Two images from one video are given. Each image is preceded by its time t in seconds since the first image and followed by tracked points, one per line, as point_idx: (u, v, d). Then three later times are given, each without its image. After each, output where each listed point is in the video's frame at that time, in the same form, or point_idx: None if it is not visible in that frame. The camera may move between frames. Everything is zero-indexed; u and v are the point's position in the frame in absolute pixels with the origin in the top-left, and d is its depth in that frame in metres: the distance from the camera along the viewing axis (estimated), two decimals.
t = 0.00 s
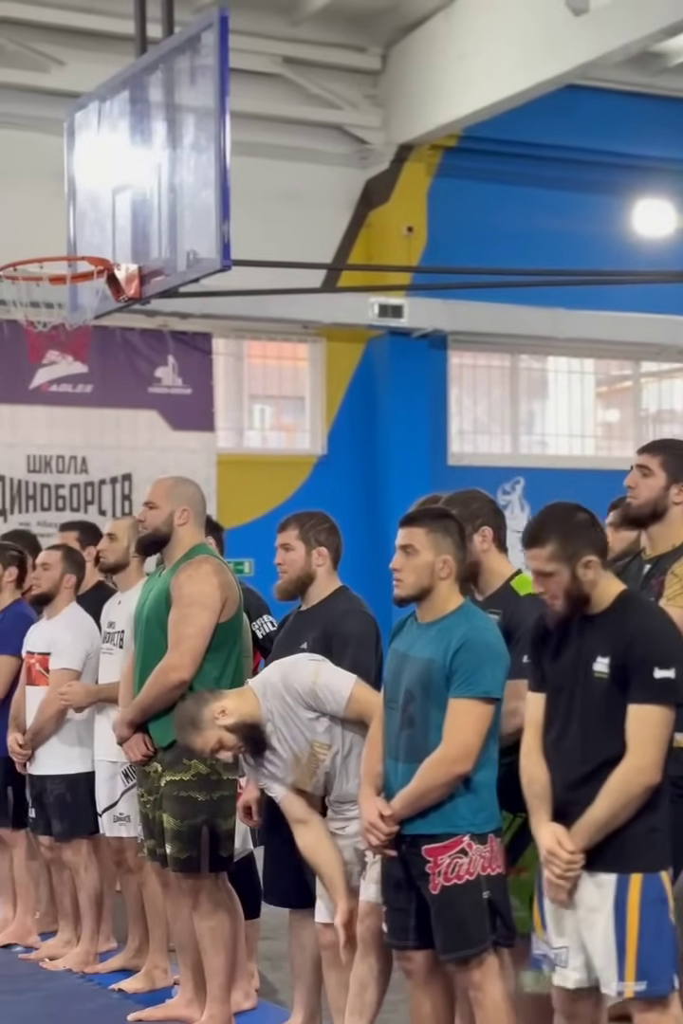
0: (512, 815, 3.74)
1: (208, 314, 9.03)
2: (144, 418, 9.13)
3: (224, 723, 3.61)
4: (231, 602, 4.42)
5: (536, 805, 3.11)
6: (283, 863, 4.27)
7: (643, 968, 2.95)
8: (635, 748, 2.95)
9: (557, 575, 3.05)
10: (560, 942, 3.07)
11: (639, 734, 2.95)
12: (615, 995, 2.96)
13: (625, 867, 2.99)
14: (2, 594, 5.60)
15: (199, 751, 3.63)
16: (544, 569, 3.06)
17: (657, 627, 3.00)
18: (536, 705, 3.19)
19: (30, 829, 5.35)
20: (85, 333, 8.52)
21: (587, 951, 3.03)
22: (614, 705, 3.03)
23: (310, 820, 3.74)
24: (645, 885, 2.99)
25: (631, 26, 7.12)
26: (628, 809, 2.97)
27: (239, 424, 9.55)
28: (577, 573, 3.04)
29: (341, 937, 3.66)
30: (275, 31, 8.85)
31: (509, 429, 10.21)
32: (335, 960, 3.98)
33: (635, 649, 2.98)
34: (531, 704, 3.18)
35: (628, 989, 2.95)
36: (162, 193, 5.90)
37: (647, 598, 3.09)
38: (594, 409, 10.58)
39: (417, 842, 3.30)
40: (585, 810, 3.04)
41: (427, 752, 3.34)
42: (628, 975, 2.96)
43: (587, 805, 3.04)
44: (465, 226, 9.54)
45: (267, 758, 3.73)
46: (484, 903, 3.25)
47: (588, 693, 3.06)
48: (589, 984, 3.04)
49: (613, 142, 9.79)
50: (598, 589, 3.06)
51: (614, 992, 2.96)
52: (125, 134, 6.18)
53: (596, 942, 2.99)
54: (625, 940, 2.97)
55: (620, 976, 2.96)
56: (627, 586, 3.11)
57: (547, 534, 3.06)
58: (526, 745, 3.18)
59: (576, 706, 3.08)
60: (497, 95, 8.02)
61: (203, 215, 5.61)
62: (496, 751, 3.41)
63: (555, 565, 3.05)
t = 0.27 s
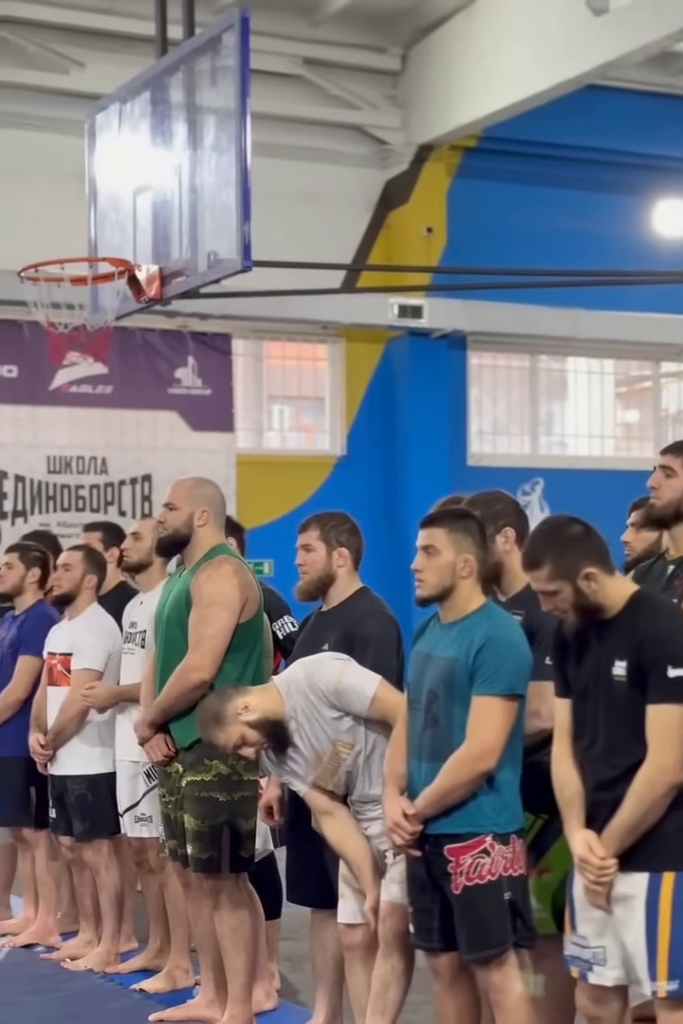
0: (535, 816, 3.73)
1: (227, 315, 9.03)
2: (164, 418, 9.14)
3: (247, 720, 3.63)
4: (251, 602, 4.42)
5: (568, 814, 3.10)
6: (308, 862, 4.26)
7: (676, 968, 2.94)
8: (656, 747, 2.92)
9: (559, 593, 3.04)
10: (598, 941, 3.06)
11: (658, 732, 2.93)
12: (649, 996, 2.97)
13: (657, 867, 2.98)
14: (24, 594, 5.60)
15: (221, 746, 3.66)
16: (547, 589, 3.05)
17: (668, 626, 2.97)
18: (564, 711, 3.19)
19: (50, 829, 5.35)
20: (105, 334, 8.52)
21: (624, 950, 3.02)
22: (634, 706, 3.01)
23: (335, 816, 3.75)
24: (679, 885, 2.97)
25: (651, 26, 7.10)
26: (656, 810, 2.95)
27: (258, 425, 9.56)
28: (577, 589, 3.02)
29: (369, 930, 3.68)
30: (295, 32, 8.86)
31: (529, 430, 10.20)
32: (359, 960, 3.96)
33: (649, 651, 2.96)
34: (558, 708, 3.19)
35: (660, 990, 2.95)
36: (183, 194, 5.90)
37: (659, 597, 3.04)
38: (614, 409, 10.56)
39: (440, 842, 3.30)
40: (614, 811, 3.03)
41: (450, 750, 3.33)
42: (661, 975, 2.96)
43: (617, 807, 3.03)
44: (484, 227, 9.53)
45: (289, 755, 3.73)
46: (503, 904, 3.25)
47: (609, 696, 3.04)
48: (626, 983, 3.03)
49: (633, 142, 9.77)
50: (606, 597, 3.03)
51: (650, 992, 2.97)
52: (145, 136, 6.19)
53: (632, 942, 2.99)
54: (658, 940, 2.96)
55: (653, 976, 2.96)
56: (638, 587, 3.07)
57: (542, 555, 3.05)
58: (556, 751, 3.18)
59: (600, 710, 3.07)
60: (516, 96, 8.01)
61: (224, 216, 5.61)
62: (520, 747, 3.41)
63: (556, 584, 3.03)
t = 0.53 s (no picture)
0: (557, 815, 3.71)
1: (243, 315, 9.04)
2: (179, 419, 9.15)
3: (264, 721, 3.61)
4: (267, 603, 4.42)
5: (582, 814, 3.09)
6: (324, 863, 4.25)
7: None
8: (668, 747, 2.91)
9: (570, 599, 3.03)
10: (613, 940, 3.06)
11: (670, 733, 2.92)
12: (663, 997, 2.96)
13: (671, 867, 2.97)
14: (41, 594, 5.60)
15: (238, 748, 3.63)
16: (558, 596, 3.04)
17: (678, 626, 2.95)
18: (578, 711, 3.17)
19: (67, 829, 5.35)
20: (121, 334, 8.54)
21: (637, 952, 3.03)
22: (646, 706, 3.00)
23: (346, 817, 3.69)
24: None
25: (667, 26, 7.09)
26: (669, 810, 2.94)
27: (273, 425, 9.56)
28: (586, 594, 3.01)
29: (381, 936, 3.61)
30: (310, 32, 8.86)
31: (544, 429, 10.18)
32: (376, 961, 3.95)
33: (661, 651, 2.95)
34: (572, 712, 3.18)
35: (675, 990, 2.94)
36: (199, 194, 5.91)
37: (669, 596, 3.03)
38: (629, 409, 10.54)
39: (460, 842, 3.30)
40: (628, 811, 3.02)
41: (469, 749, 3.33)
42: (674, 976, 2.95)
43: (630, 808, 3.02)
44: (500, 227, 9.53)
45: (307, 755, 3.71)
46: (523, 903, 3.24)
47: (622, 698, 3.03)
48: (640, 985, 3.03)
49: (648, 142, 9.75)
50: (617, 601, 3.02)
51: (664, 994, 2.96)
52: (161, 136, 6.20)
53: (647, 943, 2.99)
54: (671, 941, 2.96)
55: (666, 977, 2.96)
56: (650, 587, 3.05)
57: (550, 562, 3.04)
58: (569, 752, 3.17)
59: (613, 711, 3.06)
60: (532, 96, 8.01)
61: (239, 216, 5.61)
62: (541, 746, 3.40)
63: (566, 591, 3.02)
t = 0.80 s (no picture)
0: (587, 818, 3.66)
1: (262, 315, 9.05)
2: (198, 418, 9.15)
3: (285, 720, 3.41)
4: (288, 603, 4.42)
5: (592, 814, 3.08)
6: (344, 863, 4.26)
7: None
8: None
9: (593, 599, 3.00)
10: (608, 942, 3.06)
11: None
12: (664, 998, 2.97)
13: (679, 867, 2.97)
14: (62, 594, 5.61)
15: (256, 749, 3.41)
16: (581, 597, 3.00)
17: None
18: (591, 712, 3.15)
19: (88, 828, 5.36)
20: (140, 334, 8.56)
21: (639, 953, 3.03)
22: (664, 706, 2.98)
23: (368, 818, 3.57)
24: None
25: None
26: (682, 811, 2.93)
27: (292, 424, 9.57)
28: (612, 594, 2.99)
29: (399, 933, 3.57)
30: (330, 32, 8.87)
31: (563, 429, 10.17)
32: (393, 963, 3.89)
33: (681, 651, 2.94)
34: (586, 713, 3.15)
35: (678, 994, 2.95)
36: (219, 194, 5.91)
37: None
38: (649, 408, 10.52)
39: (490, 842, 3.28)
40: (640, 809, 3.02)
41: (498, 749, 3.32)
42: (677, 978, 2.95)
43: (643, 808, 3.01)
44: (519, 226, 9.51)
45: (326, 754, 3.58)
46: (553, 903, 3.23)
47: (640, 698, 3.02)
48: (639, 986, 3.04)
49: (669, 141, 9.74)
50: (640, 601, 3.01)
51: (667, 996, 2.96)
52: (182, 137, 6.20)
53: (651, 944, 2.98)
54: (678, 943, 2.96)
55: (670, 979, 2.96)
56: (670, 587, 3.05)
57: (574, 562, 3.00)
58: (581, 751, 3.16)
59: (631, 711, 3.04)
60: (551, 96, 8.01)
61: (260, 216, 5.61)
62: (571, 747, 3.39)
63: (590, 591, 2.99)
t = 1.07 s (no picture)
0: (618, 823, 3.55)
1: (280, 315, 9.06)
2: (216, 417, 9.15)
3: (311, 694, 3.43)
4: (306, 601, 4.41)
5: (609, 811, 3.06)
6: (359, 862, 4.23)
7: None
8: None
9: (617, 600, 2.98)
10: (622, 941, 3.05)
11: None
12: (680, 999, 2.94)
13: None
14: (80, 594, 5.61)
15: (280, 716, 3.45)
16: (604, 598, 2.99)
17: None
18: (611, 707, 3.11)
19: (107, 826, 5.35)
20: (159, 334, 8.56)
21: (654, 952, 3.01)
22: None
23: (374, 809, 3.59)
24: None
25: None
26: None
27: (309, 424, 9.57)
28: (636, 594, 2.97)
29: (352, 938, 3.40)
30: (347, 31, 8.87)
31: (581, 429, 10.15)
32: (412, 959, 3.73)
33: None
34: (602, 710, 3.12)
35: None
36: (237, 193, 5.91)
37: None
38: (666, 408, 10.50)
39: (520, 842, 3.24)
40: (658, 807, 2.99)
41: (529, 749, 3.27)
42: None
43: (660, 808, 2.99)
44: (537, 225, 9.50)
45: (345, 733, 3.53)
46: (585, 901, 3.19)
47: (660, 697, 2.99)
48: (653, 986, 3.02)
49: None
50: (663, 601, 2.99)
51: None
52: (200, 136, 6.21)
53: (667, 943, 2.96)
54: None
55: None
56: None
57: (597, 564, 2.98)
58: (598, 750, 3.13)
59: (651, 711, 3.02)
60: (568, 94, 7.99)
61: (278, 215, 5.61)
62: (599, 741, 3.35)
63: (614, 592, 2.98)
